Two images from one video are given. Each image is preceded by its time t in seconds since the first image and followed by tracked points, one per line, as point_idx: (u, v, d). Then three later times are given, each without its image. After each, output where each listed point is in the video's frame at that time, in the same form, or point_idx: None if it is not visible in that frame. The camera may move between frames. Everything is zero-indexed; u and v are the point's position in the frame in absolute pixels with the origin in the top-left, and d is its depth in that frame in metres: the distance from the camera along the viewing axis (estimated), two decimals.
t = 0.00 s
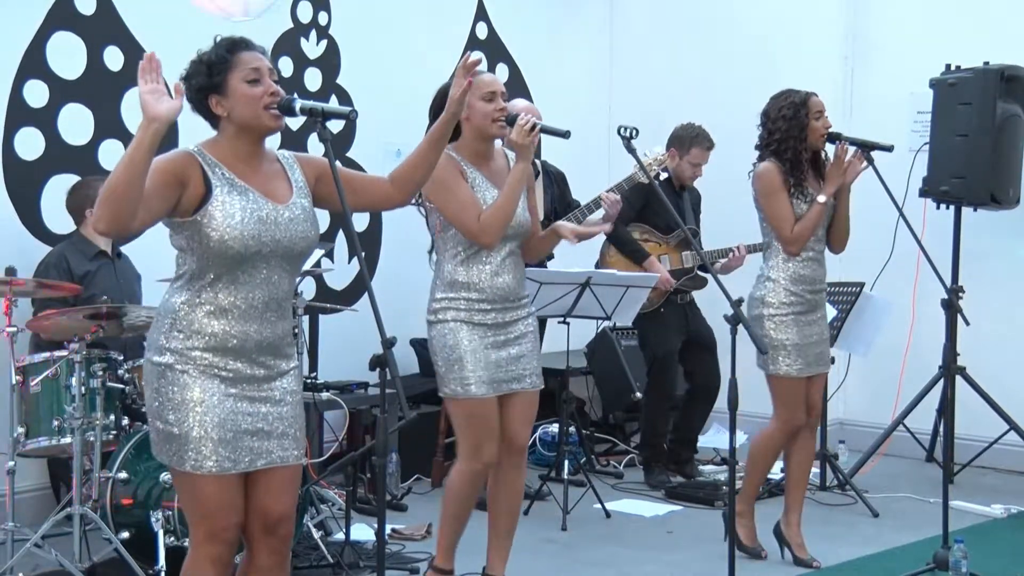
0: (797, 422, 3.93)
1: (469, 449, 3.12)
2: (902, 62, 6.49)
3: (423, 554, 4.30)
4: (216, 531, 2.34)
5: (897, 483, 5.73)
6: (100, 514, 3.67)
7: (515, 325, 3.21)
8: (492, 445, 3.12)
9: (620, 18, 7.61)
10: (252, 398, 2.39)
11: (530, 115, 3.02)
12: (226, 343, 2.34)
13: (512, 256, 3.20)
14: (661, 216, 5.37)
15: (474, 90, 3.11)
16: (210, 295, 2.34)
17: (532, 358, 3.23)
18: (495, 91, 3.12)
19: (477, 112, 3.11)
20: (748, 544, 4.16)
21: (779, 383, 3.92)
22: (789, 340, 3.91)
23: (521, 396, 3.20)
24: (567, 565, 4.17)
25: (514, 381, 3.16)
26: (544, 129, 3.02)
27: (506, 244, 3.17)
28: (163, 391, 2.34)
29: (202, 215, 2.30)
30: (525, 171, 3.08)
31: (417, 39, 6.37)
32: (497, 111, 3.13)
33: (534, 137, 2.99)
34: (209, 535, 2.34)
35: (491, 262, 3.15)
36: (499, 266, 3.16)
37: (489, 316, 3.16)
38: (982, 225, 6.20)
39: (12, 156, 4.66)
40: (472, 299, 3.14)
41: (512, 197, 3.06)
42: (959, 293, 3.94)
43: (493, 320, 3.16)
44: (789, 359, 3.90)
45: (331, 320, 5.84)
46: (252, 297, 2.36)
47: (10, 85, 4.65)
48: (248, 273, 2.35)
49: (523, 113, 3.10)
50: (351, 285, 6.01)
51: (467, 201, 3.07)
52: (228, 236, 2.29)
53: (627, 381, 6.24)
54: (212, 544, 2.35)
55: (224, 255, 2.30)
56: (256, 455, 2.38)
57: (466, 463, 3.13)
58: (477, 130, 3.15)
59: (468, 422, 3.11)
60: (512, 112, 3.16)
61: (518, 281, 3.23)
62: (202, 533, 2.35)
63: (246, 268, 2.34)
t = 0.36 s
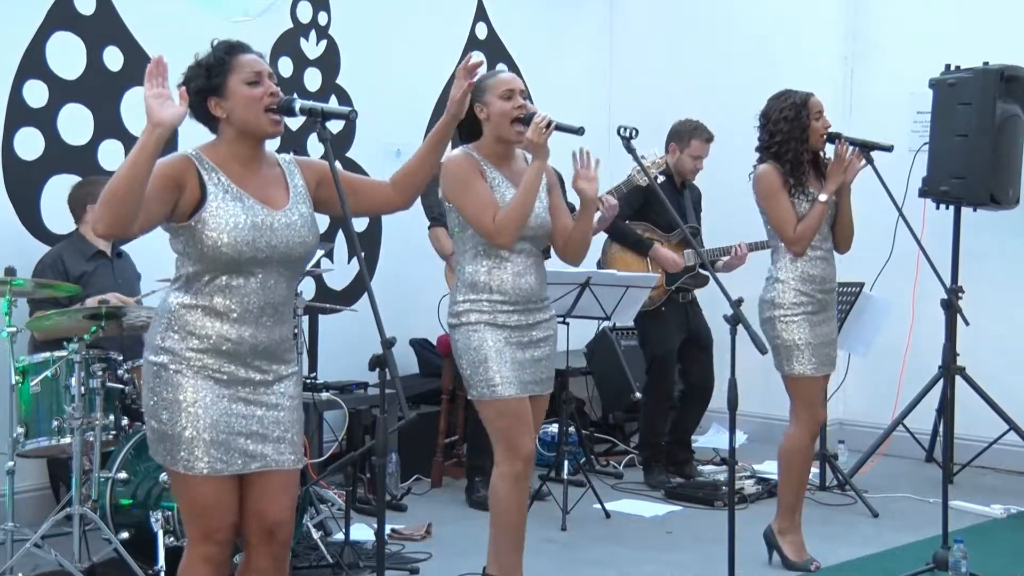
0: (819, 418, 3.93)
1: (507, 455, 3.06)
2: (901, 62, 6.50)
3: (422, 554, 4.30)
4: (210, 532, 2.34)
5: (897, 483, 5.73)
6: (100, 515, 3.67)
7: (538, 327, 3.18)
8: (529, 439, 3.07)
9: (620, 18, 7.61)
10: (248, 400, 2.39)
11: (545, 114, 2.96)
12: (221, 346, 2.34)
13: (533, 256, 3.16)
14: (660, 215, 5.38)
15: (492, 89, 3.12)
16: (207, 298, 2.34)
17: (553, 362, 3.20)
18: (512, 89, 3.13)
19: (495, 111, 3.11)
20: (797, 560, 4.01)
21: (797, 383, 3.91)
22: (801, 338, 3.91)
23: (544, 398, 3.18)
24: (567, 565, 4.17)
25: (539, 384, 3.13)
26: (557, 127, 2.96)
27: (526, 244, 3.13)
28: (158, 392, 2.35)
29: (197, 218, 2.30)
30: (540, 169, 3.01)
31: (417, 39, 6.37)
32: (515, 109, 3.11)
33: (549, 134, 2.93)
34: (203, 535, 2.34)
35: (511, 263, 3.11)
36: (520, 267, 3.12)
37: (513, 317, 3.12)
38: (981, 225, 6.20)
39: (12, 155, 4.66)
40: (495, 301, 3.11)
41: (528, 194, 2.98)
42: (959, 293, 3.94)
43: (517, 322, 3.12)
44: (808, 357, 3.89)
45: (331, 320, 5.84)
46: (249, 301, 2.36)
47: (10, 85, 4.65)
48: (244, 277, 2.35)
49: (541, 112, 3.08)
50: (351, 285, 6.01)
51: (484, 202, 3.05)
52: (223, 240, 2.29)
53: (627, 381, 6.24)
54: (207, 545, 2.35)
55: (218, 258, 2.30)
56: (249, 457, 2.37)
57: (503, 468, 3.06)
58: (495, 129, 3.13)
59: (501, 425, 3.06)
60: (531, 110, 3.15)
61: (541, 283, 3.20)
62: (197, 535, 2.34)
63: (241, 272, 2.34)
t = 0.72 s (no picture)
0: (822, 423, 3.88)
1: (510, 458, 3.08)
2: (901, 62, 6.50)
3: (422, 554, 4.30)
4: (234, 536, 2.32)
5: (897, 483, 5.73)
6: (100, 514, 3.67)
7: (558, 329, 3.10)
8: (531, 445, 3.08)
9: (620, 18, 7.61)
10: (257, 401, 2.40)
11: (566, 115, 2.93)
12: (228, 350, 2.34)
13: (556, 260, 3.10)
14: (660, 215, 5.39)
15: (509, 89, 3.07)
16: (211, 306, 2.34)
17: (577, 364, 3.08)
18: (529, 89, 3.07)
19: (512, 112, 3.07)
20: (793, 559, 4.03)
21: (799, 385, 3.88)
22: (796, 341, 3.90)
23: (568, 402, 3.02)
24: (566, 565, 4.17)
25: (560, 386, 3.01)
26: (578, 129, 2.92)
27: (548, 246, 3.06)
28: (168, 400, 2.35)
29: (201, 225, 2.30)
30: (562, 171, 2.97)
31: (417, 39, 6.37)
32: (533, 110, 3.07)
33: (571, 135, 2.90)
34: (226, 539, 2.32)
35: (533, 265, 3.04)
36: (541, 269, 3.05)
37: (531, 318, 3.04)
38: (981, 225, 6.20)
39: (11, 155, 4.66)
40: (514, 300, 3.04)
41: (551, 198, 2.95)
42: (959, 293, 3.94)
43: (536, 323, 3.04)
44: (802, 360, 3.88)
45: (331, 319, 5.84)
46: (253, 304, 2.36)
47: (10, 84, 4.65)
48: (248, 282, 2.35)
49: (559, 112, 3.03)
50: (351, 285, 6.01)
51: (506, 206, 3.00)
52: (227, 245, 2.29)
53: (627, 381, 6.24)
54: (231, 549, 2.33)
55: (222, 263, 2.30)
56: (262, 457, 2.38)
57: (506, 471, 3.08)
58: (513, 130, 3.08)
59: (510, 431, 3.05)
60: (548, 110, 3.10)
61: (561, 285, 3.12)
62: (221, 539, 2.32)
63: (246, 276, 2.34)
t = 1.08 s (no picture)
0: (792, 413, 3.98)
1: (531, 466, 3.02)
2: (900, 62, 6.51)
3: (422, 554, 4.30)
4: (208, 532, 2.34)
5: (897, 483, 5.73)
6: (100, 514, 3.67)
7: (580, 333, 3.07)
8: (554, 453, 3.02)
9: (621, 18, 7.61)
10: (244, 393, 2.40)
11: (585, 114, 2.90)
12: (218, 341, 2.35)
13: (575, 258, 3.05)
14: (660, 215, 5.40)
15: (534, 85, 3.03)
16: (203, 295, 2.33)
17: (598, 369, 3.05)
18: (554, 86, 3.03)
19: (535, 109, 3.03)
20: (784, 558, 4.04)
21: (773, 380, 3.96)
22: (790, 337, 3.90)
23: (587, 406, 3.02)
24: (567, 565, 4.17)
25: (580, 392, 3.00)
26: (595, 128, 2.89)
27: (562, 244, 3.02)
28: (154, 391, 2.34)
29: (196, 214, 2.30)
30: (578, 170, 2.92)
31: (417, 39, 6.37)
32: (555, 108, 3.02)
33: (588, 135, 2.86)
34: (200, 535, 2.34)
35: (551, 265, 3.01)
36: (560, 269, 3.02)
37: (551, 321, 3.02)
38: (982, 224, 6.20)
39: (12, 155, 4.66)
40: (533, 303, 3.01)
41: (564, 196, 2.90)
42: (959, 293, 3.94)
43: (556, 325, 3.02)
44: (786, 355, 3.90)
45: (331, 320, 5.84)
46: (245, 296, 2.37)
47: (10, 84, 4.65)
48: (241, 272, 2.35)
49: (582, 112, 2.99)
50: (352, 285, 6.02)
51: (520, 202, 2.96)
52: (222, 235, 2.29)
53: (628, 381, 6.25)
54: (204, 545, 2.35)
55: (215, 252, 2.30)
56: (246, 453, 2.38)
57: (528, 475, 3.03)
58: (534, 126, 3.05)
59: (531, 436, 3.00)
60: (572, 110, 3.05)
61: (584, 287, 3.09)
62: (194, 535, 2.34)
63: (238, 268, 2.34)
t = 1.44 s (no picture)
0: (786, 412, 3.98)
1: (558, 472, 2.93)
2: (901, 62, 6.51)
3: (423, 554, 4.30)
4: (200, 531, 2.36)
5: (898, 483, 5.73)
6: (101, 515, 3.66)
7: (587, 334, 3.06)
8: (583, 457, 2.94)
9: (622, 18, 7.61)
10: (236, 393, 2.40)
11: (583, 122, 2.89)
12: (207, 341, 2.34)
13: (579, 264, 3.05)
14: (661, 215, 5.39)
15: (543, 90, 3.03)
16: (194, 293, 2.34)
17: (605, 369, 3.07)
18: (561, 93, 3.02)
19: (542, 115, 3.02)
20: (784, 557, 4.03)
21: (769, 379, 3.96)
22: (791, 338, 3.91)
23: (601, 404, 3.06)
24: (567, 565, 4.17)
25: (590, 390, 3.01)
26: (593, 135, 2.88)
27: (564, 251, 3.00)
28: (144, 390, 2.34)
29: (180, 217, 2.31)
30: (577, 179, 2.91)
31: (417, 39, 6.37)
32: (561, 115, 3.01)
33: (585, 143, 2.85)
34: (192, 533, 2.36)
35: (557, 270, 3.00)
36: (566, 273, 3.01)
37: (559, 325, 3.00)
38: (982, 225, 6.20)
39: (12, 156, 4.66)
40: (542, 308, 2.99)
41: (564, 205, 2.89)
42: (959, 293, 3.94)
43: (564, 329, 3.01)
44: (779, 357, 3.92)
45: (331, 320, 5.84)
46: (232, 295, 2.37)
47: (10, 84, 4.64)
48: (227, 271, 2.36)
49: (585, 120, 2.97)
50: (352, 285, 6.02)
51: (523, 210, 2.96)
52: (204, 239, 2.31)
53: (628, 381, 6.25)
54: (197, 543, 2.36)
55: (201, 253, 2.32)
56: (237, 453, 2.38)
57: (556, 480, 2.92)
58: (541, 132, 3.04)
59: (557, 439, 2.92)
60: (578, 116, 3.03)
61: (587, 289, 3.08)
62: (186, 533, 2.36)
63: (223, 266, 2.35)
